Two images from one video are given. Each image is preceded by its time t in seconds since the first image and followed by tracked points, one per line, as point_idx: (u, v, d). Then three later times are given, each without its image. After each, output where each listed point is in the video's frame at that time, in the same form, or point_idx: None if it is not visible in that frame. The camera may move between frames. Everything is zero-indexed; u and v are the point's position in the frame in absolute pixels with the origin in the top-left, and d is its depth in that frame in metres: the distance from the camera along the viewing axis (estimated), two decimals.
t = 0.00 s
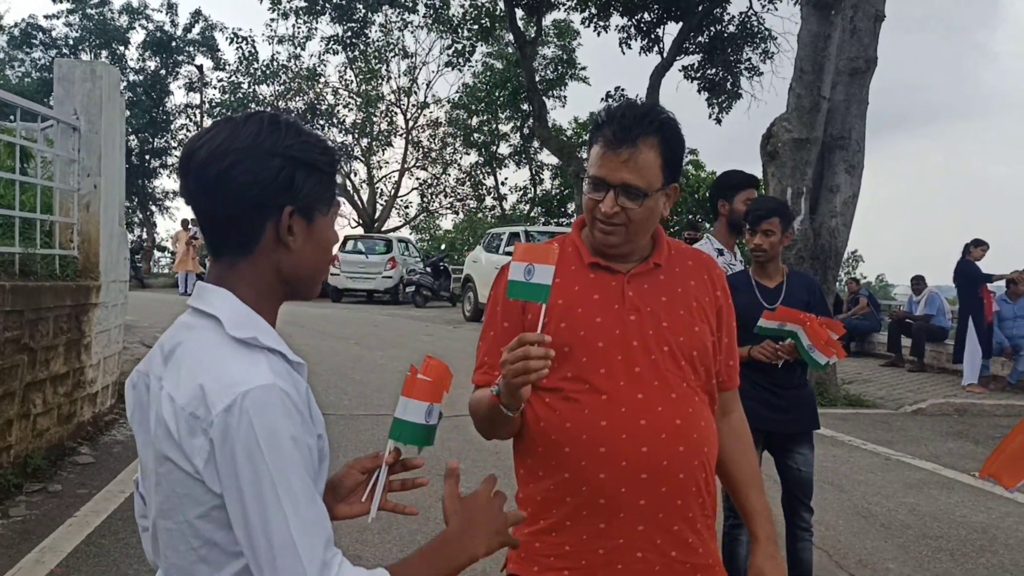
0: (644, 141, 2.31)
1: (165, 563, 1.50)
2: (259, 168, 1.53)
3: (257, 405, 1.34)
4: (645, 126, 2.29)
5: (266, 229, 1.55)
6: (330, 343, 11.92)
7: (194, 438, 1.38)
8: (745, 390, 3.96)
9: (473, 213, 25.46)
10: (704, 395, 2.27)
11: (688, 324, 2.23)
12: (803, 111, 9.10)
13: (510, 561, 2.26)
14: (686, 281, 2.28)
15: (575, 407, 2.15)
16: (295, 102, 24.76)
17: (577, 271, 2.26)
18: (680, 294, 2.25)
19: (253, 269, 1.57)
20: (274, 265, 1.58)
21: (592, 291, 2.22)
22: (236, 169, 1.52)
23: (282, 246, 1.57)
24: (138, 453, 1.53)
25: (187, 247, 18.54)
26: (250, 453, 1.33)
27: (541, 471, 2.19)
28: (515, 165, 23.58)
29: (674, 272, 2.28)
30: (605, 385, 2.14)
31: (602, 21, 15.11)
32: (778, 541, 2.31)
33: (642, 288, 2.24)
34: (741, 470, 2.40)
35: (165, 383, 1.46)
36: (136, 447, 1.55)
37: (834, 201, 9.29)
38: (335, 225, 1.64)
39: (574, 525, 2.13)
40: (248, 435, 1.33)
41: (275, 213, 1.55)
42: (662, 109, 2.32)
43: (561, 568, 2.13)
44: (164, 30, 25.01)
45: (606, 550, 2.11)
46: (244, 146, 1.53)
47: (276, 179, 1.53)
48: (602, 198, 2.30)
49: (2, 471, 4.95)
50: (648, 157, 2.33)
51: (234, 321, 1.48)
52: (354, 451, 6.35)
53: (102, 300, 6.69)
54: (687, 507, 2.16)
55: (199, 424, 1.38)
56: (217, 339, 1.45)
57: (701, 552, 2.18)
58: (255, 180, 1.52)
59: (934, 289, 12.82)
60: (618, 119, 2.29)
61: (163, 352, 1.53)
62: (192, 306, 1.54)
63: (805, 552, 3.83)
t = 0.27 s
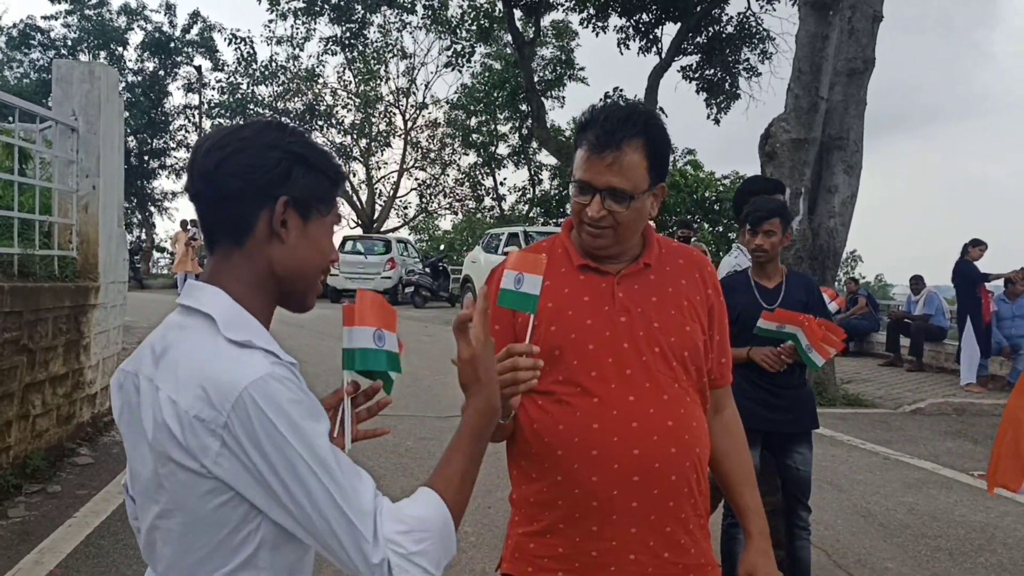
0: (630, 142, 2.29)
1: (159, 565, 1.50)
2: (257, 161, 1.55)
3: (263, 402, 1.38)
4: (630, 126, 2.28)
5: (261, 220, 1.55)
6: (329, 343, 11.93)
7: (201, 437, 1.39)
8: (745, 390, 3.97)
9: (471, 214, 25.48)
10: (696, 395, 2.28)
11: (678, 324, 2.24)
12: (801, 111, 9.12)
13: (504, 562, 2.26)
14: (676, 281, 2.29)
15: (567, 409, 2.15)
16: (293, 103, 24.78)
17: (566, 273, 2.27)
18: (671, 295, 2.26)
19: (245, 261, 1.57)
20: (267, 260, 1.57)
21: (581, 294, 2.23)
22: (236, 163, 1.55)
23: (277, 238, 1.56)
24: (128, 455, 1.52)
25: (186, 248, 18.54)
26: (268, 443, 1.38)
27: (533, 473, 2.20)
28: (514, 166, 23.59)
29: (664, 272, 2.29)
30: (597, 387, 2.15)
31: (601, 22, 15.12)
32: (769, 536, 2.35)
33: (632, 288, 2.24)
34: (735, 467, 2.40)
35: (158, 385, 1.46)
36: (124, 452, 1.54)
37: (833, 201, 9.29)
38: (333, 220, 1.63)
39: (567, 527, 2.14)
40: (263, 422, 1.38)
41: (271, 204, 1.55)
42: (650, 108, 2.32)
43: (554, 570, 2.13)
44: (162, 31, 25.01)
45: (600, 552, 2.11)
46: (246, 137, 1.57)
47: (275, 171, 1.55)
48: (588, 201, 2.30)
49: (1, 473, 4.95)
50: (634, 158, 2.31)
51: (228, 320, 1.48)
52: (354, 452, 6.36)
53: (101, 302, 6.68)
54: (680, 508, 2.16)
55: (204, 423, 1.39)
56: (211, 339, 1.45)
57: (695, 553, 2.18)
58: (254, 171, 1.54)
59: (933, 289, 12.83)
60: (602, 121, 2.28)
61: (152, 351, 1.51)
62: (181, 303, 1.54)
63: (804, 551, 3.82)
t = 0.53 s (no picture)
0: (611, 145, 2.28)
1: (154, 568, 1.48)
2: (240, 162, 1.53)
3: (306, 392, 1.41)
4: (612, 129, 2.27)
5: (255, 224, 1.55)
6: (325, 343, 11.92)
7: (235, 426, 1.39)
8: (741, 391, 3.97)
9: (468, 214, 25.47)
10: (686, 394, 2.27)
11: (666, 324, 2.23)
12: (798, 111, 9.12)
13: (494, 563, 2.25)
14: (664, 281, 2.28)
15: (557, 411, 2.15)
16: (290, 103, 24.77)
17: (555, 276, 2.26)
18: (659, 295, 2.26)
19: (250, 269, 1.57)
20: (268, 260, 1.58)
21: (569, 296, 2.22)
22: (220, 165, 1.52)
23: (273, 239, 1.57)
24: (123, 456, 1.50)
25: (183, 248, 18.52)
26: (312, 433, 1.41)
27: (524, 475, 2.19)
28: (510, 166, 23.58)
29: (651, 272, 2.29)
30: (586, 388, 2.15)
31: (597, 22, 15.12)
32: (761, 534, 2.34)
33: (619, 290, 2.24)
34: (726, 463, 2.40)
35: (178, 377, 1.44)
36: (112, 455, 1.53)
37: (829, 201, 9.29)
38: (323, 214, 1.64)
39: (558, 528, 2.13)
40: (307, 414, 1.40)
41: (264, 206, 1.55)
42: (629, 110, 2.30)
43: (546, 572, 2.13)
44: (158, 31, 24.98)
45: (591, 553, 2.11)
46: (223, 144, 1.54)
47: (263, 172, 1.54)
48: (571, 205, 2.29)
49: None
50: (617, 161, 2.30)
51: (254, 315, 1.51)
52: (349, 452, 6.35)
53: (96, 302, 6.66)
54: (671, 509, 2.16)
55: (240, 413, 1.39)
56: (238, 333, 1.47)
57: (686, 552, 2.18)
58: (244, 173, 1.53)
59: (929, 289, 12.85)
60: (583, 125, 2.27)
61: (155, 348, 1.50)
62: (183, 301, 1.53)
63: (797, 550, 3.83)
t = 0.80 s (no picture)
0: (602, 141, 2.30)
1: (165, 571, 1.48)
2: (219, 183, 1.50)
3: (312, 400, 1.38)
4: (601, 125, 2.30)
5: (244, 241, 1.54)
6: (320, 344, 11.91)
7: (247, 430, 1.39)
8: (734, 392, 3.98)
9: (463, 214, 25.47)
10: (680, 393, 2.27)
11: (661, 325, 2.23)
12: (792, 112, 9.14)
13: (491, 564, 2.26)
14: (657, 281, 2.28)
15: (553, 411, 2.15)
16: (284, 103, 24.74)
17: (548, 277, 2.26)
18: (653, 294, 2.25)
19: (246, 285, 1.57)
20: (261, 274, 1.58)
21: (563, 296, 2.22)
22: (201, 185, 1.50)
23: (262, 253, 1.56)
24: (134, 462, 1.49)
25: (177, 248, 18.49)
26: (307, 438, 1.37)
27: (519, 477, 2.19)
28: (505, 166, 23.58)
29: (645, 271, 2.28)
30: (581, 388, 2.15)
31: (592, 22, 15.13)
32: (756, 533, 2.33)
33: (613, 289, 2.24)
34: (722, 460, 2.40)
35: (194, 383, 1.45)
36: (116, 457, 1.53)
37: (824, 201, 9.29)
38: (310, 216, 1.63)
39: (554, 530, 2.13)
40: (312, 417, 1.37)
41: (251, 226, 1.54)
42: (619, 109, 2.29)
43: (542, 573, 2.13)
44: (152, 31, 24.92)
45: (587, 553, 2.11)
46: (204, 165, 1.50)
47: (245, 191, 1.51)
48: (563, 202, 2.30)
49: None
50: (607, 157, 2.31)
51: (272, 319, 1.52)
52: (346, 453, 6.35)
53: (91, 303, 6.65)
54: (667, 508, 2.16)
55: (252, 415, 1.39)
56: (256, 334, 1.49)
57: (682, 552, 2.17)
58: (228, 194, 1.50)
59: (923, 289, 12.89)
60: (573, 122, 2.29)
61: (167, 354, 1.51)
62: (186, 307, 1.53)
63: (792, 551, 3.84)
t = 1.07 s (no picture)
0: (607, 139, 2.33)
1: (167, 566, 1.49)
2: (228, 176, 1.52)
3: (248, 425, 1.34)
4: (607, 124, 2.33)
5: (250, 236, 1.56)
6: (313, 344, 11.91)
7: (185, 447, 1.39)
8: (723, 393, 4.02)
9: (456, 215, 25.49)
10: (676, 393, 2.29)
11: (658, 324, 2.25)
12: (784, 113, 9.19)
13: (486, 562, 2.27)
14: (656, 282, 2.30)
15: (548, 409, 2.16)
16: (276, 103, 24.72)
17: (547, 274, 2.28)
18: (650, 296, 2.27)
19: (250, 281, 1.59)
20: (267, 270, 1.59)
21: (561, 294, 2.24)
22: (207, 179, 1.52)
23: (267, 250, 1.58)
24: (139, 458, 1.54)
25: (170, 249, 18.46)
26: (233, 467, 1.33)
27: (514, 474, 2.20)
28: (498, 166, 23.60)
29: (644, 272, 2.31)
30: (577, 385, 2.16)
31: (585, 23, 15.16)
32: (748, 536, 2.33)
33: (612, 289, 2.26)
34: (715, 464, 2.42)
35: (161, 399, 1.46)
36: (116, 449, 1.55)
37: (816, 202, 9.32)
38: (318, 217, 1.65)
39: (548, 526, 2.15)
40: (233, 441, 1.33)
41: (257, 221, 1.55)
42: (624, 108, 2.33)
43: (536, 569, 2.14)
44: (144, 31, 24.85)
45: (582, 550, 2.12)
46: (214, 156, 1.52)
47: (253, 185, 1.53)
48: (567, 198, 2.33)
49: None
50: (613, 155, 2.34)
51: (236, 330, 1.49)
52: (340, 452, 6.36)
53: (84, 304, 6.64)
54: (661, 506, 2.17)
55: (193, 434, 1.38)
56: (217, 350, 1.46)
57: (676, 550, 2.19)
58: (236, 186, 1.52)
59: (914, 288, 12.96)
60: (578, 120, 2.32)
61: (170, 356, 1.55)
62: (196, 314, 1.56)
63: (785, 551, 3.86)
